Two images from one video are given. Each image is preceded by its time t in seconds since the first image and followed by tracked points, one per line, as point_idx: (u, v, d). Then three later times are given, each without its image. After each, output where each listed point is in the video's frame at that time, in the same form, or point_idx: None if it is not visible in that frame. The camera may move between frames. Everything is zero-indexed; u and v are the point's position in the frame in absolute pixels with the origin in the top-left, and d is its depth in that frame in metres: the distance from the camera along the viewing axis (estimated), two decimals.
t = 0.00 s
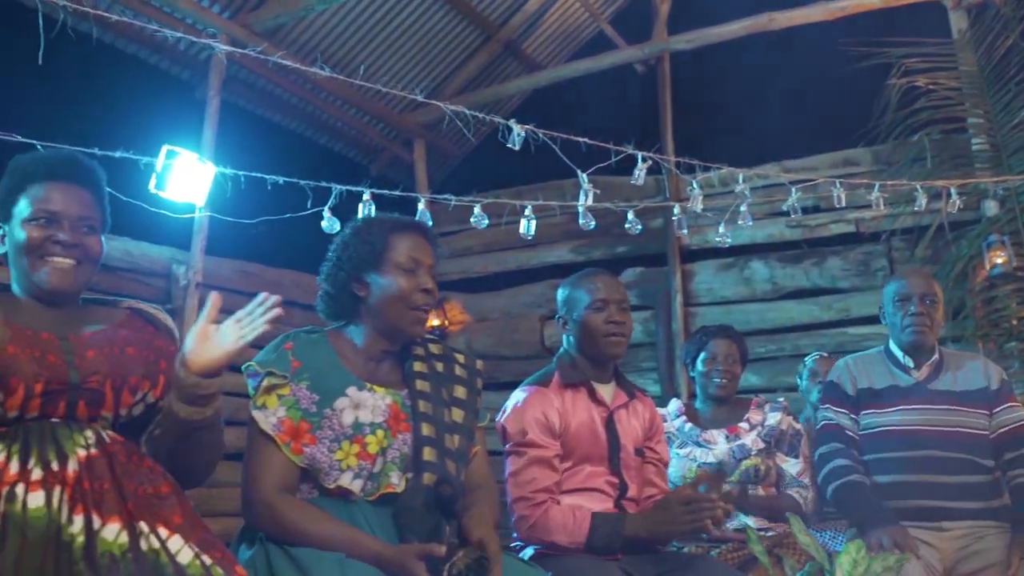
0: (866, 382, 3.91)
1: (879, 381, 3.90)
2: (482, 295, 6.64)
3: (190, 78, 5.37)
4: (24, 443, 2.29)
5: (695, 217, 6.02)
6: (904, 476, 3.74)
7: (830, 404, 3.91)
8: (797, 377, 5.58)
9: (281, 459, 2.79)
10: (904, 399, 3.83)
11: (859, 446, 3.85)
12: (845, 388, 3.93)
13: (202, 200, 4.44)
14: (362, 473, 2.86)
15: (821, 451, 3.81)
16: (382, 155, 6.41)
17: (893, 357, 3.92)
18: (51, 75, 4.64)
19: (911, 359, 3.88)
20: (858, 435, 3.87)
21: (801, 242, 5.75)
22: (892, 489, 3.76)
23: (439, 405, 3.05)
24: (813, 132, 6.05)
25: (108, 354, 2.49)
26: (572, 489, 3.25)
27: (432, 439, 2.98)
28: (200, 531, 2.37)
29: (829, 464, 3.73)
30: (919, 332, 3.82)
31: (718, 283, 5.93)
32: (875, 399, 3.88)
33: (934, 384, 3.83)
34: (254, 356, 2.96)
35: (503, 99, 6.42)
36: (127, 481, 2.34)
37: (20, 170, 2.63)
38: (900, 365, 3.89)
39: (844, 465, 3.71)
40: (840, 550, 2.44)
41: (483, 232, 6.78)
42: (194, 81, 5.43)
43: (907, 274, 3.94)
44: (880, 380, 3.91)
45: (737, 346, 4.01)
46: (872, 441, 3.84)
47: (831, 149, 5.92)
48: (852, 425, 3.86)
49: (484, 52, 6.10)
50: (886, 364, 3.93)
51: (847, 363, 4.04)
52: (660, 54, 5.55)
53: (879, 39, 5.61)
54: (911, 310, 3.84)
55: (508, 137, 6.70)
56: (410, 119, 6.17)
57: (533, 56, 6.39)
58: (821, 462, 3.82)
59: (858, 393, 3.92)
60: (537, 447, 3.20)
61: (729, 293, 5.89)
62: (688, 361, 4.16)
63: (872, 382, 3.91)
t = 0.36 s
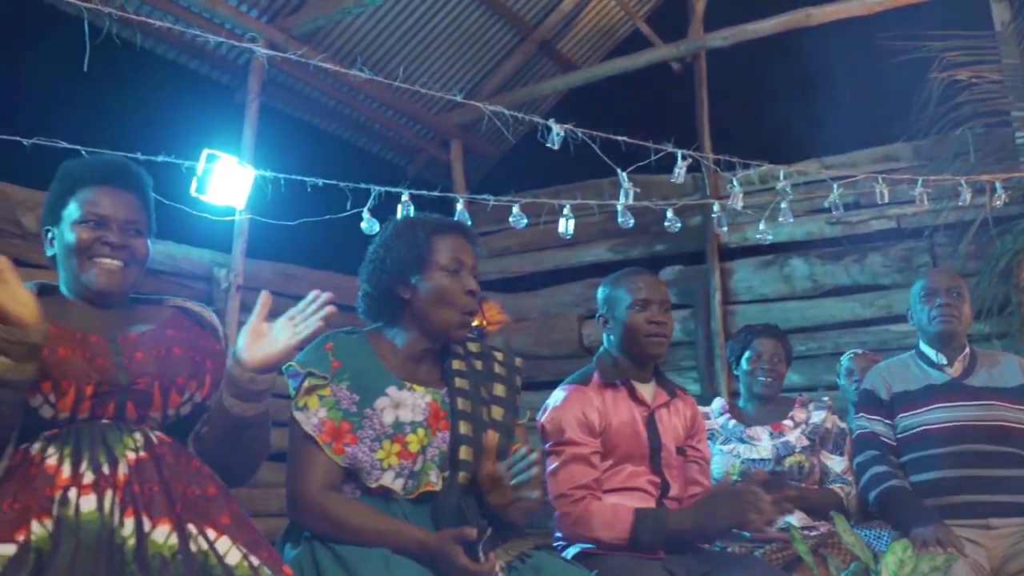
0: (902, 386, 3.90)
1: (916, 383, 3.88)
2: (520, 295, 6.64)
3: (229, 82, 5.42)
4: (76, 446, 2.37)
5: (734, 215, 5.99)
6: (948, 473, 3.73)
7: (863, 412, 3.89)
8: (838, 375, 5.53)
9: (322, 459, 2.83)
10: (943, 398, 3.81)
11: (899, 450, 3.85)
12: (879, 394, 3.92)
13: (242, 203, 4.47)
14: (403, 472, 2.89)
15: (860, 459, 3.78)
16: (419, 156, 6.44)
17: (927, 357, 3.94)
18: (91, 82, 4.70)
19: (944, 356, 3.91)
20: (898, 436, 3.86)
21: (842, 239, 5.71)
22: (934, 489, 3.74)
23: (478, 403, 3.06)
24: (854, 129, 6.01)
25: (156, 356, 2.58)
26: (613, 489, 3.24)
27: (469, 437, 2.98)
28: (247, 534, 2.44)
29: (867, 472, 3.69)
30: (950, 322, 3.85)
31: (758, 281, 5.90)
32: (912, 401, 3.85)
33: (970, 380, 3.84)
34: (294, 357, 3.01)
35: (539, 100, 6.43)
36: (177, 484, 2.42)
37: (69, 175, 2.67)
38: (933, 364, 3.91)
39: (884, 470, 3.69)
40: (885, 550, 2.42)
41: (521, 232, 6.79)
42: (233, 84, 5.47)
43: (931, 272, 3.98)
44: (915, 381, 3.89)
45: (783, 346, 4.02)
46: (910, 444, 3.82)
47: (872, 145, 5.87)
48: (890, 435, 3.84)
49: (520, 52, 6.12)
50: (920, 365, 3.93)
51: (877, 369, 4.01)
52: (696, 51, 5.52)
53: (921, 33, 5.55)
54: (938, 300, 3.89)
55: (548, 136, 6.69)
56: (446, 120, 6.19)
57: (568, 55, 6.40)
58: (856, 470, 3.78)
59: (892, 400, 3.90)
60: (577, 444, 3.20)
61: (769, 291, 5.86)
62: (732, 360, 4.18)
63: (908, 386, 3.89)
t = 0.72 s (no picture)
0: (952, 384, 3.83)
1: (966, 381, 3.82)
2: (556, 295, 6.63)
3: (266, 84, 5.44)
4: (122, 448, 2.43)
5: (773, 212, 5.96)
6: (993, 474, 3.69)
7: (908, 411, 3.82)
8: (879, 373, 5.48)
9: (366, 459, 2.84)
10: (992, 397, 3.76)
11: (946, 451, 3.79)
12: (924, 393, 3.84)
13: (281, 205, 4.50)
14: (445, 472, 2.91)
15: (905, 459, 3.74)
16: (454, 156, 6.46)
17: (975, 353, 3.87)
18: (130, 88, 4.74)
19: (992, 352, 3.85)
20: (946, 435, 3.81)
21: (882, 236, 5.65)
22: (980, 490, 3.69)
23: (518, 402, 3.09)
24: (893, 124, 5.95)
25: (200, 360, 2.61)
26: (655, 487, 3.23)
27: (510, 436, 2.99)
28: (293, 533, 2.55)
29: (912, 473, 3.66)
30: (1001, 315, 3.80)
31: (797, 279, 5.85)
32: (960, 399, 3.79)
33: (1019, 377, 3.80)
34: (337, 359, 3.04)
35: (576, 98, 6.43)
36: (221, 485, 2.51)
37: (113, 176, 2.69)
38: (982, 360, 3.85)
39: (930, 470, 3.65)
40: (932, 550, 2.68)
41: (557, 232, 6.79)
42: (269, 88, 5.50)
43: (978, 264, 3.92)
44: (964, 379, 3.82)
45: (825, 343, 3.94)
46: (957, 445, 3.77)
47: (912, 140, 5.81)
48: (938, 436, 3.77)
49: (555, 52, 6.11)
50: (968, 361, 3.87)
51: (924, 366, 3.94)
52: (733, 49, 5.46)
53: (961, 26, 5.48)
54: (986, 292, 3.85)
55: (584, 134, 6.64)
56: (481, 120, 6.19)
57: (603, 53, 6.39)
58: (902, 470, 3.74)
59: (940, 398, 3.83)
60: (619, 443, 3.19)
61: (808, 289, 5.81)
62: (774, 354, 4.10)
63: (958, 384, 3.82)
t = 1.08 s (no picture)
0: (1011, 377, 3.77)
1: None
2: (594, 293, 6.61)
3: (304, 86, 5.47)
4: (168, 447, 2.46)
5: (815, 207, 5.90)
6: None
7: (967, 400, 3.78)
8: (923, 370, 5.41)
9: (410, 458, 2.88)
10: None
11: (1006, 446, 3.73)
12: (981, 383, 3.80)
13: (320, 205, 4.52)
14: (489, 470, 2.96)
15: (961, 447, 3.70)
16: (491, 155, 6.47)
17: None
18: (170, 91, 4.79)
19: None
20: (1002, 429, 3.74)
21: (925, 231, 5.58)
22: None
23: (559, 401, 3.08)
24: (934, 117, 5.88)
25: (246, 362, 2.63)
26: (701, 485, 3.20)
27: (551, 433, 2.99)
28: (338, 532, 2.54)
29: (967, 462, 3.63)
30: None
31: (838, 275, 5.79)
32: (1013, 394, 3.73)
33: None
34: (380, 358, 3.10)
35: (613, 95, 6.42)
36: (269, 480, 2.52)
37: (160, 175, 2.72)
38: None
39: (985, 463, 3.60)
40: (985, 548, 2.78)
41: (594, 231, 6.77)
42: (307, 89, 5.52)
43: None
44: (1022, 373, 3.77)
45: (869, 339, 3.90)
46: (1017, 441, 3.70)
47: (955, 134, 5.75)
48: (994, 425, 3.72)
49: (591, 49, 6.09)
50: None
51: (981, 357, 3.89)
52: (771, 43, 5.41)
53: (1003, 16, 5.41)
54: None
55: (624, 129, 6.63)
56: (518, 119, 6.19)
57: (639, 50, 6.38)
58: (956, 460, 3.72)
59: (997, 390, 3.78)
60: (663, 442, 3.16)
61: (850, 286, 5.74)
62: (817, 352, 4.03)
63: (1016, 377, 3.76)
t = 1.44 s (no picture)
0: None
1: None
2: (628, 291, 6.59)
3: (337, 86, 5.50)
4: (211, 444, 2.45)
5: (853, 202, 5.84)
6: None
7: (1013, 396, 3.66)
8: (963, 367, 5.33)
9: (450, 455, 2.89)
10: None
11: None
12: None
13: (353, 206, 4.52)
14: (530, 466, 2.95)
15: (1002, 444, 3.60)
16: (524, 153, 6.47)
17: None
18: (205, 93, 4.83)
19: None
20: None
21: (964, 226, 5.50)
22: None
23: (595, 395, 3.06)
24: (973, 110, 5.81)
25: (287, 362, 2.51)
26: (738, 483, 3.17)
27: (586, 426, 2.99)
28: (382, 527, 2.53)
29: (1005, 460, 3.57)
30: None
31: (876, 271, 5.73)
32: None
33: None
34: (419, 355, 3.11)
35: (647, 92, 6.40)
36: (312, 476, 2.51)
37: (200, 172, 2.74)
38: None
39: None
40: None
41: (627, 228, 6.74)
42: (340, 89, 5.54)
43: None
44: None
45: (911, 334, 3.86)
46: None
47: (994, 127, 5.67)
48: None
49: (623, 47, 6.06)
50: None
51: None
52: (805, 38, 5.37)
53: None
54: None
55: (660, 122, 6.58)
56: (551, 116, 6.18)
57: (672, 46, 6.36)
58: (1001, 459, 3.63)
59: None
60: (701, 439, 3.13)
61: (888, 281, 5.68)
62: (856, 347, 4.00)
63: None
